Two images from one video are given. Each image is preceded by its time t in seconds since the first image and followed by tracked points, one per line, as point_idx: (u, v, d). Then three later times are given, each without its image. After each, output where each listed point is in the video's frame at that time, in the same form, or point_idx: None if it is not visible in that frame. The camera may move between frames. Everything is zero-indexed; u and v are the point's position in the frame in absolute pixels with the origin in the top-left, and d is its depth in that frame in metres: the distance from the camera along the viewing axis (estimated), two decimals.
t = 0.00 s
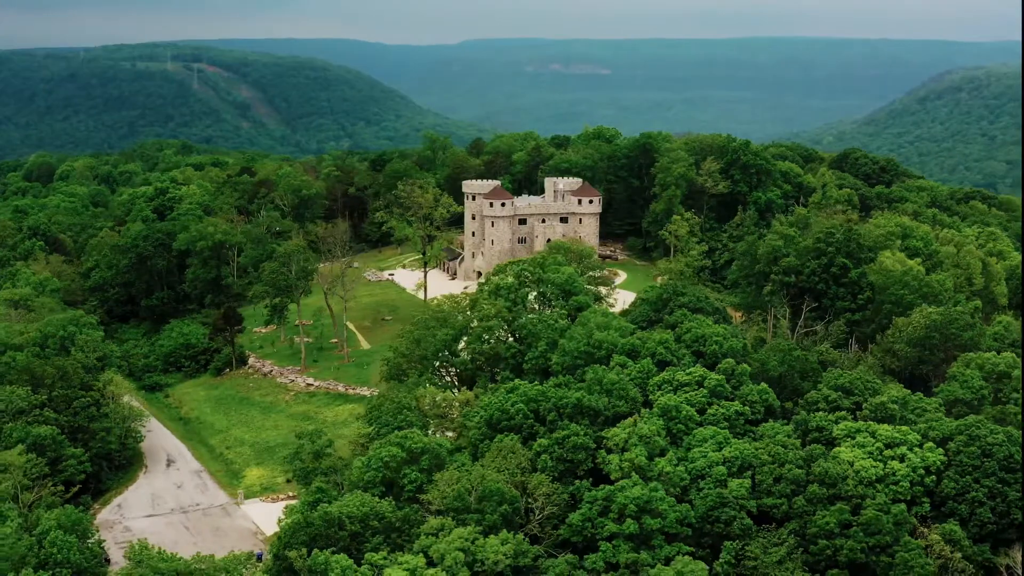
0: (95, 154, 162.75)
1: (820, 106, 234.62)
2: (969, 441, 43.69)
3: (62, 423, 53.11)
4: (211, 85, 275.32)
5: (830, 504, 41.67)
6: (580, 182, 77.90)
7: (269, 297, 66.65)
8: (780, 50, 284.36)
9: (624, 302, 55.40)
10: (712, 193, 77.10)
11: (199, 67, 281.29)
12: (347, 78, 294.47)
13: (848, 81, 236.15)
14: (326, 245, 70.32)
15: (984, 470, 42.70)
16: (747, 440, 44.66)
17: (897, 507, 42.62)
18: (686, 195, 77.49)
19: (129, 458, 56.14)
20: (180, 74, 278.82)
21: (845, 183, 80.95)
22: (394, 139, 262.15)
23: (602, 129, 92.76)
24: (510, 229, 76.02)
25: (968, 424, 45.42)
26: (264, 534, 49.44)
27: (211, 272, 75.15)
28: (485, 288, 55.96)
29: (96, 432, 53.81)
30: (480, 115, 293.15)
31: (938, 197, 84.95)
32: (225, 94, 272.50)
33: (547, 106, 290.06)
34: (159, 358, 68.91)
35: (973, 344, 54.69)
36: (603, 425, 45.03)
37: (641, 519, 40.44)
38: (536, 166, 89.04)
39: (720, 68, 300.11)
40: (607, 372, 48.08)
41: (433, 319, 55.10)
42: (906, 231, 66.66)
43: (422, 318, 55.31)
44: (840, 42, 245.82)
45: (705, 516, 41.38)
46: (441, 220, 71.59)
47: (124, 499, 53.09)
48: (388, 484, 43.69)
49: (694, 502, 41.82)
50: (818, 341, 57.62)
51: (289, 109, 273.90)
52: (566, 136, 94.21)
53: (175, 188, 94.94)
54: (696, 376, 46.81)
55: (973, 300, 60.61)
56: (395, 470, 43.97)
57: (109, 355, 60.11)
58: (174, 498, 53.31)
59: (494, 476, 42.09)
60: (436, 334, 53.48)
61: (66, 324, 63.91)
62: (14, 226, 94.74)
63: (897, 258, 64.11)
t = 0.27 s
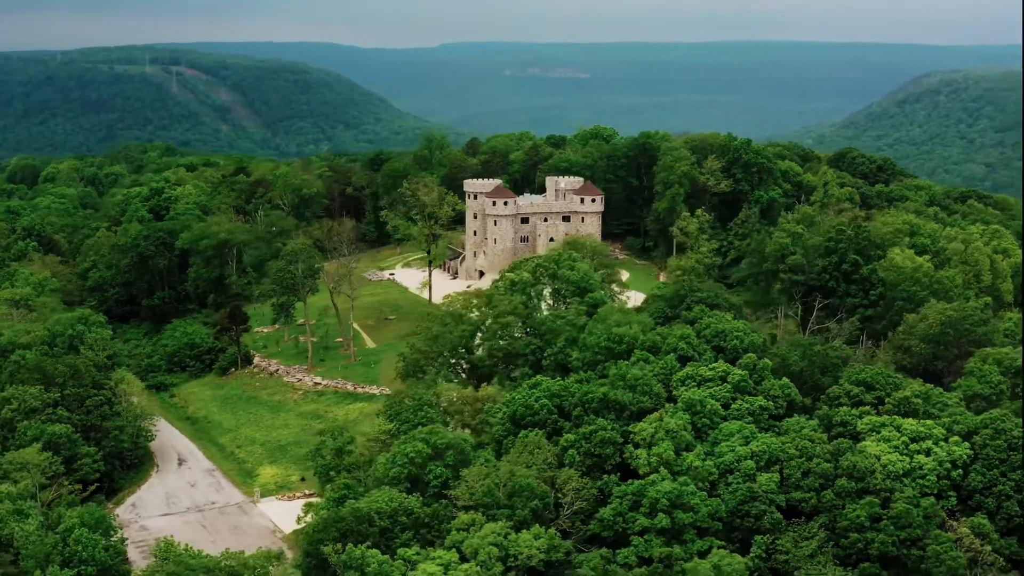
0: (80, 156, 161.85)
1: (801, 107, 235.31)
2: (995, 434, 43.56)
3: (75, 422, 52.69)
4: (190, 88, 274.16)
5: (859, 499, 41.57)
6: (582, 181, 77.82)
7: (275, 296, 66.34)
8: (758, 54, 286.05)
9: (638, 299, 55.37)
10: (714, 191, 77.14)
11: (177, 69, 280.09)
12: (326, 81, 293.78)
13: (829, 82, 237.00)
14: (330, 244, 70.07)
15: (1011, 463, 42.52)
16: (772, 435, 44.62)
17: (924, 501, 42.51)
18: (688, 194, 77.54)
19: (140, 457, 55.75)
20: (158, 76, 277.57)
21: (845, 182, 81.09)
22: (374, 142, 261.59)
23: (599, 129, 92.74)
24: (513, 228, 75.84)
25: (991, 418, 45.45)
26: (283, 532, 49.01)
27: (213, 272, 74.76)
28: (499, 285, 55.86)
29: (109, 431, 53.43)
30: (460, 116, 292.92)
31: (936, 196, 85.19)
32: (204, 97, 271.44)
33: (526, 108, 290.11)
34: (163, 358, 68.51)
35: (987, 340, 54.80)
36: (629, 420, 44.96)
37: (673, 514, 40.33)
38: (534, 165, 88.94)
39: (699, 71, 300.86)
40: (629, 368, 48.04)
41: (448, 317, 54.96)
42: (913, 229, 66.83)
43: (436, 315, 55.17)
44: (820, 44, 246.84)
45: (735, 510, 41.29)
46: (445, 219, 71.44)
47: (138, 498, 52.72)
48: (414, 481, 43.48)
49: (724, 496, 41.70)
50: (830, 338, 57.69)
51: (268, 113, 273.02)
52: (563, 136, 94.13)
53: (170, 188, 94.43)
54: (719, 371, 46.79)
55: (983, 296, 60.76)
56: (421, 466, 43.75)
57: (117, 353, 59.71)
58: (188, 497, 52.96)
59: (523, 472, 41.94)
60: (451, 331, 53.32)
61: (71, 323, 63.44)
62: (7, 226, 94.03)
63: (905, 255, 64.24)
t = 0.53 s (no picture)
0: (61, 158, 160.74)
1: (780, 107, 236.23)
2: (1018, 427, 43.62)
3: (88, 420, 52.24)
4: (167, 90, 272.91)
5: (887, 491, 41.54)
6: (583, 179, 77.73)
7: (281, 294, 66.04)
8: (737, 59, 287.08)
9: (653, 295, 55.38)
10: (714, 189, 77.24)
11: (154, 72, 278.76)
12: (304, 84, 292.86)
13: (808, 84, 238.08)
14: (334, 242, 69.87)
15: None
16: (796, 428, 44.62)
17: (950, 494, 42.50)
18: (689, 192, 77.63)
19: (151, 456, 55.32)
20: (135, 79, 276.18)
21: (843, 180, 81.33)
22: (353, 144, 260.90)
23: (594, 128, 92.75)
24: (515, 227, 75.51)
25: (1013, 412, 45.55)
26: (301, 529, 48.65)
27: (214, 271, 74.39)
28: (513, 281, 55.78)
29: (122, 429, 53.03)
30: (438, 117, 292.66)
31: (931, 194, 85.55)
32: (182, 100, 270.19)
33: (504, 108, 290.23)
34: (167, 357, 68.06)
35: (999, 334, 54.97)
36: (653, 414, 44.93)
37: (704, 507, 40.22)
38: (531, 164, 88.89)
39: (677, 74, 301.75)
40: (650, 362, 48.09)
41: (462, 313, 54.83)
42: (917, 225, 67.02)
43: (451, 311, 55.09)
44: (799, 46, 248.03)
45: (764, 503, 41.21)
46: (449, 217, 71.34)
47: (152, 496, 52.32)
48: (440, 475, 43.25)
49: (753, 489, 41.60)
50: (842, 332, 57.81)
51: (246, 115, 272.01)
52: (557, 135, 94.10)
53: (164, 187, 93.89)
54: (741, 364, 46.83)
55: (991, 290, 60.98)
56: (446, 461, 43.53)
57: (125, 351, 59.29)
58: (202, 495, 52.58)
59: (551, 466, 41.77)
60: (467, 326, 53.21)
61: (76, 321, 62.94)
62: None
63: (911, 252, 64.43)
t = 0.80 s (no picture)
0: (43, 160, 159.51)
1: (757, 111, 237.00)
2: None
3: (104, 418, 51.75)
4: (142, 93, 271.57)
5: (920, 484, 41.41)
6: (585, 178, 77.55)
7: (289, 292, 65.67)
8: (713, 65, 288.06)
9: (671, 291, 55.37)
10: (717, 187, 77.23)
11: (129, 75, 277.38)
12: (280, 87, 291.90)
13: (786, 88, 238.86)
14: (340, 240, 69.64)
15: None
16: (825, 422, 44.52)
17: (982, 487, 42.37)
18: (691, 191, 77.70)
19: (166, 454, 54.87)
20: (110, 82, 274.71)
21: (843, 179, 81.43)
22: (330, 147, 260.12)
23: (591, 128, 92.68)
24: (517, 226, 75.20)
25: None
26: (323, 527, 48.25)
27: (217, 270, 73.95)
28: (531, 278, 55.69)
29: (138, 427, 52.60)
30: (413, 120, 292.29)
31: (928, 192, 85.75)
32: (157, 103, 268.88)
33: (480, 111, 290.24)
34: (172, 357, 67.57)
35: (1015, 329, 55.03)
36: (683, 407, 44.86)
37: (740, 500, 40.05)
38: (529, 164, 88.73)
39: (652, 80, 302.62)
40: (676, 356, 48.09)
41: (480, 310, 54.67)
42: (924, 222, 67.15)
43: (469, 309, 55.00)
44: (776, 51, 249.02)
45: (798, 497, 41.04)
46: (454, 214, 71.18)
47: (170, 494, 51.89)
48: (471, 470, 42.98)
49: (786, 483, 41.44)
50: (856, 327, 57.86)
51: (221, 119, 270.88)
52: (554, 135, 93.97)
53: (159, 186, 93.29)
54: (769, 359, 46.79)
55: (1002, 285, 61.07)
56: (477, 456, 43.26)
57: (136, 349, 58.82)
58: (219, 493, 52.16)
59: (584, 460, 41.55)
60: (487, 322, 53.07)
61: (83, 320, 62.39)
62: None
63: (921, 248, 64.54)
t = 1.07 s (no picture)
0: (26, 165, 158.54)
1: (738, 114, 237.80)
2: None
3: (118, 416, 51.32)
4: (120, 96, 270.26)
5: (949, 476, 41.23)
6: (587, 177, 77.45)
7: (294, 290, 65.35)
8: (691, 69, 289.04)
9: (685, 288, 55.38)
10: (718, 185, 77.26)
11: (106, 78, 276.08)
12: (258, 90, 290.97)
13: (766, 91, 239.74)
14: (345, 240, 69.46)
15: None
16: (850, 416, 44.43)
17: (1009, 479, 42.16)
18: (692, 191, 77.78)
19: (179, 453, 54.45)
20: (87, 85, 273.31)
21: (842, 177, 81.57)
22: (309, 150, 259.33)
23: (587, 128, 92.66)
24: (519, 224, 75.19)
25: None
26: (341, 524, 47.86)
27: (218, 270, 73.56)
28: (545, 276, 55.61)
29: (151, 426, 52.18)
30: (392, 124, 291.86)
31: (924, 191, 86.00)
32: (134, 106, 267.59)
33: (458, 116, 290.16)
34: (175, 356, 67.14)
35: None
36: (708, 403, 44.75)
37: (771, 493, 39.86)
38: (526, 163, 88.63)
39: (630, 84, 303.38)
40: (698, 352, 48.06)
41: (495, 308, 54.53)
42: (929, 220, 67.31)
43: (484, 308, 54.91)
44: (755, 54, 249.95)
45: (828, 490, 40.86)
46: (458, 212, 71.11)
47: (185, 492, 51.49)
48: (497, 465, 42.70)
49: (815, 476, 41.27)
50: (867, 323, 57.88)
51: (199, 121, 269.71)
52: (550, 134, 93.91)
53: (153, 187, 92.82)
54: (790, 354, 46.79)
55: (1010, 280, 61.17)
56: (503, 451, 43.00)
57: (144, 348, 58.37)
58: (234, 491, 51.76)
59: (612, 454, 41.34)
60: (503, 320, 52.92)
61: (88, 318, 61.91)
62: None
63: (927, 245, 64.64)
